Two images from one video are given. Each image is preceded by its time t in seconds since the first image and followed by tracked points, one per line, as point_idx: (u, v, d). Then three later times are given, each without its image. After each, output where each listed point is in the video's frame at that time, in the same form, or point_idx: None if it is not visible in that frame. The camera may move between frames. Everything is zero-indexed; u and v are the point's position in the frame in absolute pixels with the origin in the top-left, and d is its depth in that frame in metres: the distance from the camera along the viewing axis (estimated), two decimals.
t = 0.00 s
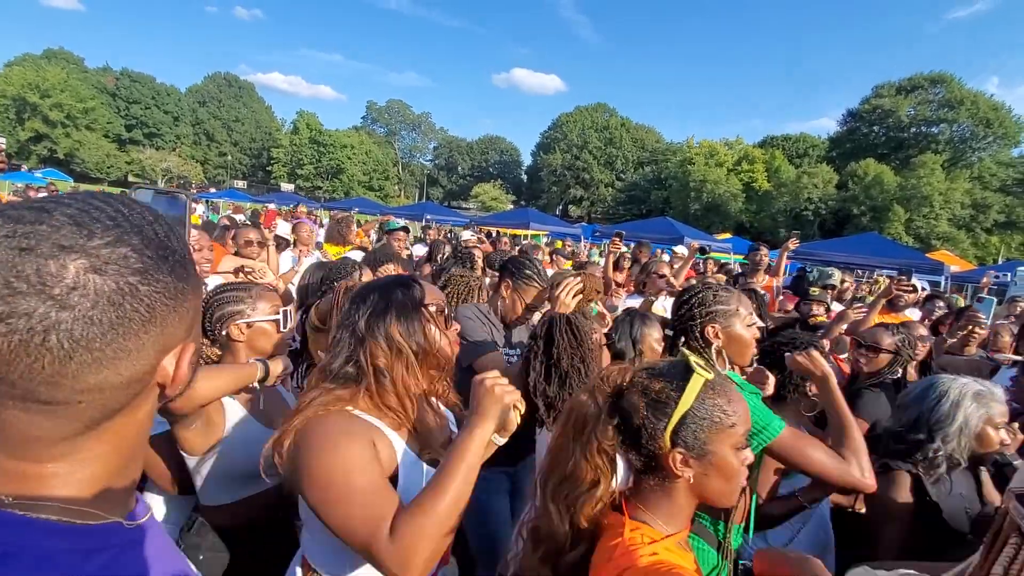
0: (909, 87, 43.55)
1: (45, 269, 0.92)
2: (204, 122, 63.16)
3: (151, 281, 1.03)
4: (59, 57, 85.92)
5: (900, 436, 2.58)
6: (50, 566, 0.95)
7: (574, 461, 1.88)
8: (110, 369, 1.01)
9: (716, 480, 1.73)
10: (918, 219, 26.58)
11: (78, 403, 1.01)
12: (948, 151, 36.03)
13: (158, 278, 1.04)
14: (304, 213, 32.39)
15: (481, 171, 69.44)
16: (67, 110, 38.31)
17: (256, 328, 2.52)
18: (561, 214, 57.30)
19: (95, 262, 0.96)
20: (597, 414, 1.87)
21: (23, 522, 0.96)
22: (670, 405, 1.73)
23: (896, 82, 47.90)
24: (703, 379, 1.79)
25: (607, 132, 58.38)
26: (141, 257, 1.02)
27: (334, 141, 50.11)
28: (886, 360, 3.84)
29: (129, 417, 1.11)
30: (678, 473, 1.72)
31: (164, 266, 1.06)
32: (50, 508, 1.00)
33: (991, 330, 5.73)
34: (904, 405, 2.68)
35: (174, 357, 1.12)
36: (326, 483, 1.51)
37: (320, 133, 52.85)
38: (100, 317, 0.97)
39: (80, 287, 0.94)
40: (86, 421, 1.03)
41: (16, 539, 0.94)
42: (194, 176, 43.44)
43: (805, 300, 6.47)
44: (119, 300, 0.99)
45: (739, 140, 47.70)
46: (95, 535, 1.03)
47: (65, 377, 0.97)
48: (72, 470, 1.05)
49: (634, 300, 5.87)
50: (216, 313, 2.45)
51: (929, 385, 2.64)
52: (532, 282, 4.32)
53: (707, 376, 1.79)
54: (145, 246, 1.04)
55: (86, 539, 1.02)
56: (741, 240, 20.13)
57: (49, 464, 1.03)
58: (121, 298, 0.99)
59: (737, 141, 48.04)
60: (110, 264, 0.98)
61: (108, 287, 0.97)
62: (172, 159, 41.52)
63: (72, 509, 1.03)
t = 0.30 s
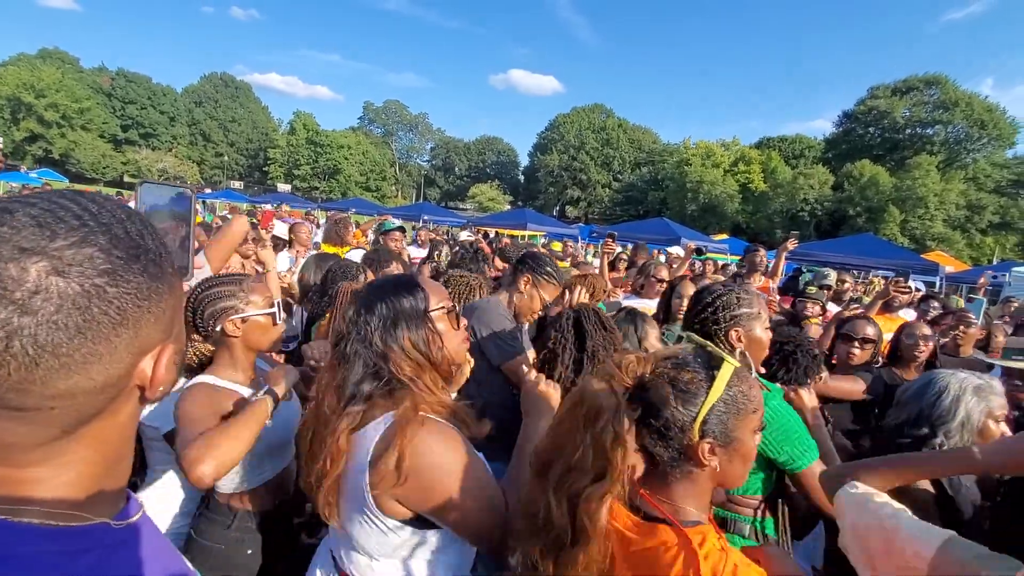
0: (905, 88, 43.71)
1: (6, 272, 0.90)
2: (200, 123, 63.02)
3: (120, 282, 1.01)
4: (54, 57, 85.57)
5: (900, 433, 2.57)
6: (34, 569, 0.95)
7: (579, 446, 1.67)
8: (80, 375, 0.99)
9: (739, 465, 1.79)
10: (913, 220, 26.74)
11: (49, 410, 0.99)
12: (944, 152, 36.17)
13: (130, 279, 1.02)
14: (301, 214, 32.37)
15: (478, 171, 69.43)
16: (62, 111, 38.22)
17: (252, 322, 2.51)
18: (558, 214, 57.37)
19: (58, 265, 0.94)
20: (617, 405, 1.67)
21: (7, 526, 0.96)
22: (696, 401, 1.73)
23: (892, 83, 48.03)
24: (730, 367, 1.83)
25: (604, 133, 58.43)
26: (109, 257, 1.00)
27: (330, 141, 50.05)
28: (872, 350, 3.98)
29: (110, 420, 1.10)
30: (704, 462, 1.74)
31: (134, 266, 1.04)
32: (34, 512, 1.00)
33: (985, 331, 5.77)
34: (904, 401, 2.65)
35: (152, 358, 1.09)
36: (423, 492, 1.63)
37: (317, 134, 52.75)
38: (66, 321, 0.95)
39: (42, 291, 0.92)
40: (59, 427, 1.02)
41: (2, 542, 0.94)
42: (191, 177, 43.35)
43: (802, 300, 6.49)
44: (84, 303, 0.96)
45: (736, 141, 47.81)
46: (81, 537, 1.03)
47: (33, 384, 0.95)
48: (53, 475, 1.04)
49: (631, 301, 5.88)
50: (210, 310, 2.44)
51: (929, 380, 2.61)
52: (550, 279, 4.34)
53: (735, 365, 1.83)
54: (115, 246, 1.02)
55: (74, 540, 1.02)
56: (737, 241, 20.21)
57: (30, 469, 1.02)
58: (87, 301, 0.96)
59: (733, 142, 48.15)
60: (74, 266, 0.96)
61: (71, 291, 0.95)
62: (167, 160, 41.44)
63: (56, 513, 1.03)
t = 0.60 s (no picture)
0: (902, 90, 43.85)
1: None
2: (198, 123, 62.89)
3: (95, 283, 0.99)
4: (50, 57, 85.24)
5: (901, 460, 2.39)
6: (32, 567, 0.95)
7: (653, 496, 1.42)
8: (55, 377, 0.96)
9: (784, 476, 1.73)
10: (910, 220, 26.86)
11: (27, 413, 0.97)
12: (940, 153, 36.30)
13: (107, 278, 1.00)
14: (299, 215, 32.33)
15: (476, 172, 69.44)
16: (59, 111, 38.08)
17: (267, 338, 2.36)
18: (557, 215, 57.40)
19: (29, 266, 0.93)
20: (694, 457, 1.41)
21: None
22: (761, 414, 1.66)
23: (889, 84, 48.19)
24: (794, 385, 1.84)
25: (602, 133, 58.49)
26: (83, 257, 0.98)
27: (328, 142, 49.97)
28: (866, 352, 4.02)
29: (91, 425, 1.07)
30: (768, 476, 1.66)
31: (112, 265, 1.02)
32: (25, 514, 1.00)
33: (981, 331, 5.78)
34: (897, 421, 2.49)
35: (134, 361, 1.06)
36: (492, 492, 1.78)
37: (315, 134, 52.68)
38: (37, 323, 0.93)
39: (11, 291, 0.91)
40: (39, 430, 1.00)
41: None
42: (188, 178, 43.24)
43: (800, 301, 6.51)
44: (56, 305, 0.94)
45: (733, 141, 47.89)
46: (77, 538, 1.03)
47: (8, 387, 0.93)
48: (41, 477, 1.03)
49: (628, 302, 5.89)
50: (220, 330, 2.20)
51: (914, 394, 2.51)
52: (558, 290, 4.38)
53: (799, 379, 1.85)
54: (91, 246, 1.01)
55: (72, 540, 1.03)
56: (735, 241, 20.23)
57: (20, 470, 1.02)
58: (59, 303, 0.95)
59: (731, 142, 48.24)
60: (45, 266, 0.94)
61: (42, 291, 0.93)
62: (165, 160, 41.39)
63: (48, 514, 1.02)
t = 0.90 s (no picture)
0: (900, 91, 43.94)
1: None
2: (197, 126, 62.97)
3: (81, 290, 0.98)
4: (50, 61, 85.13)
5: (932, 464, 2.09)
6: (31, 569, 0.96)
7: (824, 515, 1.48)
8: (40, 386, 0.95)
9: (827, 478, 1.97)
10: (909, 221, 26.95)
11: (15, 420, 0.96)
12: (939, 154, 36.36)
13: (95, 285, 1.01)
14: (299, 218, 32.34)
15: (476, 174, 69.46)
16: (59, 114, 38.17)
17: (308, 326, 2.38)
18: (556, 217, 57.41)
19: (12, 273, 0.93)
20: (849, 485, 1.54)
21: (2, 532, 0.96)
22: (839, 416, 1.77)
23: (888, 85, 48.20)
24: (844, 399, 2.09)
25: (601, 135, 58.54)
26: (69, 265, 0.98)
27: (328, 144, 50.01)
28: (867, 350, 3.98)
29: (86, 432, 1.06)
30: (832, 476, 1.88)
31: (100, 273, 1.02)
32: (31, 518, 1.00)
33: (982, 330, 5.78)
34: (921, 423, 2.15)
35: (127, 368, 1.06)
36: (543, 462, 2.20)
37: (314, 136, 52.70)
38: (18, 330, 0.92)
39: None
40: (32, 437, 0.99)
41: None
42: (187, 181, 43.22)
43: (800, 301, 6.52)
44: (38, 311, 0.94)
45: (732, 143, 47.94)
46: (76, 544, 1.03)
47: None
48: (42, 481, 1.04)
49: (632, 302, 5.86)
50: (284, 323, 2.20)
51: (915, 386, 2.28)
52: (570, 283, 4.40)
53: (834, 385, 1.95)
54: (77, 253, 1.01)
55: (68, 547, 1.02)
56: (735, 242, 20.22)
57: (21, 475, 1.02)
58: (41, 310, 0.94)
59: (730, 144, 48.32)
60: (28, 273, 0.94)
61: (25, 299, 0.93)
62: (164, 163, 41.47)
63: (51, 519, 1.02)
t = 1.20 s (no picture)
0: (899, 91, 43.98)
1: None
2: (196, 127, 62.95)
3: (80, 294, 0.98)
4: (49, 62, 85.14)
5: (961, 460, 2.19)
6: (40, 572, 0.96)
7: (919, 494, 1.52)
8: (37, 389, 0.95)
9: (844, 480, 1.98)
10: (909, 221, 26.99)
11: (13, 424, 0.96)
12: (938, 155, 36.41)
13: (95, 289, 1.00)
14: (298, 220, 32.33)
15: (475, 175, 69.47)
16: (58, 116, 38.17)
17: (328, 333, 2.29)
18: (556, 218, 57.41)
19: (11, 276, 0.92)
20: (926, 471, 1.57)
21: (13, 535, 0.96)
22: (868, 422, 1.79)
23: (886, 86, 48.22)
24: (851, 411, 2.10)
25: (601, 136, 58.56)
26: (69, 268, 0.98)
27: (327, 146, 50.02)
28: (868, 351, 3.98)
29: (87, 438, 1.05)
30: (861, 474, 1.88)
31: (102, 277, 1.02)
32: (41, 522, 1.00)
33: (982, 330, 5.78)
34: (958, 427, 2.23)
35: (130, 374, 1.05)
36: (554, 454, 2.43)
37: (313, 138, 52.71)
38: (13, 333, 0.92)
39: None
40: (34, 441, 0.99)
41: (6, 551, 0.94)
42: (186, 182, 43.21)
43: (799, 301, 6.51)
44: (34, 315, 0.94)
45: (732, 144, 47.96)
46: (85, 547, 1.02)
47: None
48: (50, 486, 1.03)
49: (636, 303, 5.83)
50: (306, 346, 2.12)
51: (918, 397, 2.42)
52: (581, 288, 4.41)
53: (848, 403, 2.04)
54: (80, 257, 1.00)
55: (77, 551, 1.01)
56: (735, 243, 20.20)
57: (28, 480, 1.02)
58: (38, 315, 0.94)
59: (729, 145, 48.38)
60: (27, 276, 0.94)
61: (22, 302, 0.93)
62: (164, 164, 41.47)
63: (63, 524, 1.02)
